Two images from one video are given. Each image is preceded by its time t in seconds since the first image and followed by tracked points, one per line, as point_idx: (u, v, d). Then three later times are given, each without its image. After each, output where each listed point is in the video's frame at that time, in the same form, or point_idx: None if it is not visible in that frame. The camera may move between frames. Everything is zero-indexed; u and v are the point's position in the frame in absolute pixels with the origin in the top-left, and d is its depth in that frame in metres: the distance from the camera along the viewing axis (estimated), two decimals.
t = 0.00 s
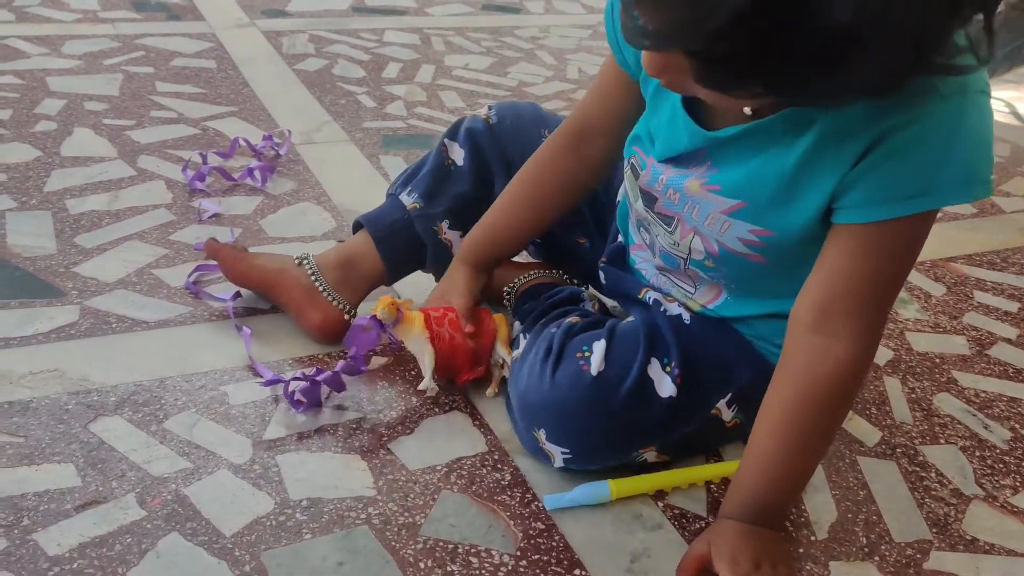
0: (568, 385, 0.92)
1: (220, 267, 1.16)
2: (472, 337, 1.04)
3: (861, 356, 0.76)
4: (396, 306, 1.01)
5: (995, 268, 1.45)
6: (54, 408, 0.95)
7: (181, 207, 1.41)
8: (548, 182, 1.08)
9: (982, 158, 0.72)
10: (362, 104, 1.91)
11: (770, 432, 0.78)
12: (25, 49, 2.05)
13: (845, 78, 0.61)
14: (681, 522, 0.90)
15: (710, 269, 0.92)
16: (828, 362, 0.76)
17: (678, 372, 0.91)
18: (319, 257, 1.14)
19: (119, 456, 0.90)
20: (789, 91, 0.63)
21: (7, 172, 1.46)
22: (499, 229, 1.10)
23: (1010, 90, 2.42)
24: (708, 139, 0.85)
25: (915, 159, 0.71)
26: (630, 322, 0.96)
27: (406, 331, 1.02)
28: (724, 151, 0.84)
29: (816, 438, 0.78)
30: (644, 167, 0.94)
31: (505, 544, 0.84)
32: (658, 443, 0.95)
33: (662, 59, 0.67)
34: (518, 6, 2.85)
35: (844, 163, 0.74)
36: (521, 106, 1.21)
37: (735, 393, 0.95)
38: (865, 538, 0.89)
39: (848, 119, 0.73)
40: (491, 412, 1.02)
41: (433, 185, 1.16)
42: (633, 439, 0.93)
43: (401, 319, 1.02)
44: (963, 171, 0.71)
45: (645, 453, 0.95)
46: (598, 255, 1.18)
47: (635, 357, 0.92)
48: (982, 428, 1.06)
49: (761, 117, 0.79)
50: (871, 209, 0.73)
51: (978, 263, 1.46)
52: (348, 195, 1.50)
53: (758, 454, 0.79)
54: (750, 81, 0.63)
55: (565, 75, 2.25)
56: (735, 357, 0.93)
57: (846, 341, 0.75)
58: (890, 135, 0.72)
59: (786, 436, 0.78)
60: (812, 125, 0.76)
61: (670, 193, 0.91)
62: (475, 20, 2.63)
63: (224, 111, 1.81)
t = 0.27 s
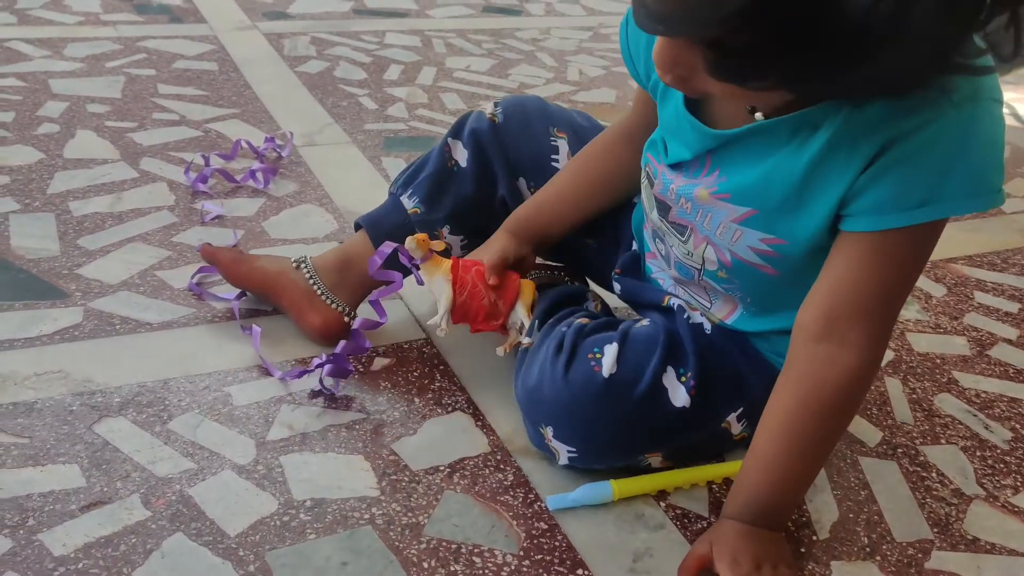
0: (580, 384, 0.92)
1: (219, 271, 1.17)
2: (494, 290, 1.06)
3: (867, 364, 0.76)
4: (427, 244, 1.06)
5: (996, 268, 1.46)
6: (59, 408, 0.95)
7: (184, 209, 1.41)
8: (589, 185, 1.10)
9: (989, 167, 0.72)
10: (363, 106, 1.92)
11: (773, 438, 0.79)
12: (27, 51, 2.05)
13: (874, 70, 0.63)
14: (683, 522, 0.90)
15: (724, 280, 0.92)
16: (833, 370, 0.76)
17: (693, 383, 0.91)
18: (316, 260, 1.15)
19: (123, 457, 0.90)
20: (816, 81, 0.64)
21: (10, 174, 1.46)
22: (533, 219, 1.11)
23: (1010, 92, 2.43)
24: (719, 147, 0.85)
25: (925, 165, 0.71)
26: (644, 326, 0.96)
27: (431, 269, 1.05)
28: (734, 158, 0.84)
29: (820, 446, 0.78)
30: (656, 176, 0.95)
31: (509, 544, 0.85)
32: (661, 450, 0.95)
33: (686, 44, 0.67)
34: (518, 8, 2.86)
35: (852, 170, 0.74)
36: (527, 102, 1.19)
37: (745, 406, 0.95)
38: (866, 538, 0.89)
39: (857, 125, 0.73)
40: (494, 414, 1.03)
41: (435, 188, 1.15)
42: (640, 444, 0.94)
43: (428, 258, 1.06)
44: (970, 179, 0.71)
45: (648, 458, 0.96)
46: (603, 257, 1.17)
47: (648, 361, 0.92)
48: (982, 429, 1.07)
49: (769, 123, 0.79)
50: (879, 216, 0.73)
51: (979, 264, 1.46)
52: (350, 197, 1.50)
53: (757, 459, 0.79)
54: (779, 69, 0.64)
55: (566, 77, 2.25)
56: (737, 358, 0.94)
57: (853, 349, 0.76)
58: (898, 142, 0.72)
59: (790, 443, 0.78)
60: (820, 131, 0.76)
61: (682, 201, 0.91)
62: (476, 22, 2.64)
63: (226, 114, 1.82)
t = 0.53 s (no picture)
0: (583, 392, 0.93)
1: (223, 275, 1.18)
2: (513, 257, 1.03)
3: (868, 373, 0.75)
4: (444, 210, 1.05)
5: (998, 272, 1.46)
6: (65, 414, 0.96)
7: (188, 214, 1.41)
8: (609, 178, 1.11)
9: (984, 178, 0.71)
10: (366, 110, 1.92)
11: (773, 448, 0.78)
12: (30, 56, 2.06)
13: (837, 79, 0.62)
14: (688, 526, 0.91)
15: (727, 291, 0.92)
16: (832, 381, 0.76)
17: (699, 395, 0.92)
18: (323, 264, 1.15)
19: (129, 462, 0.90)
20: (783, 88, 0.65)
21: (15, 179, 1.47)
22: (543, 213, 1.11)
23: (1011, 95, 2.43)
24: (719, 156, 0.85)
25: (918, 174, 0.70)
26: (651, 333, 0.96)
27: (449, 235, 1.04)
28: (734, 168, 0.84)
29: (822, 455, 0.78)
30: (662, 185, 0.95)
31: (514, 548, 0.85)
32: (664, 457, 0.95)
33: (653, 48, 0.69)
34: (519, 11, 2.86)
35: (847, 180, 0.74)
36: (537, 109, 1.19)
37: (750, 420, 0.96)
38: (871, 542, 0.89)
39: (852, 135, 0.73)
40: (499, 418, 1.03)
41: (445, 198, 1.16)
42: (645, 452, 0.94)
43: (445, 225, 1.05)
44: (964, 191, 0.70)
45: (650, 465, 0.96)
46: (612, 265, 1.17)
47: (652, 370, 0.92)
48: (986, 433, 1.07)
49: (767, 132, 0.79)
50: (871, 228, 0.72)
51: (981, 268, 1.46)
52: (354, 201, 1.51)
53: (758, 467, 0.79)
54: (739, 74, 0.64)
55: (568, 80, 2.25)
56: (741, 364, 0.94)
57: (853, 358, 0.75)
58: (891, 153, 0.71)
59: (789, 452, 0.78)
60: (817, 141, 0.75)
61: (684, 211, 0.91)
62: (477, 26, 2.64)
63: (230, 118, 1.82)
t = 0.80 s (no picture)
0: (584, 398, 0.92)
1: (226, 281, 1.18)
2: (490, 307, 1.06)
3: (866, 378, 0.75)
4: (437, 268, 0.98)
5: (1001, 276, 1.46)
6: (67, 419, 0.96)
7: (190, 219, 1.41)
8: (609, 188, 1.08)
9: (981, 178, 0.70)
10: (368, 115, 1.92)
11: (773, 452, 0.78)
12: (33, 62, 2.06)
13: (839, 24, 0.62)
14: (691, 532, 0.90)
15: (721, 300, 0.91)
16: (831, 385, 0.75)
17: (700, 401, 0.92)
18: (325, 269, 1.15)
19: (131, 467, 0.90)
20: (784, 34, 0.64)
21: (17, 185, 1.47)
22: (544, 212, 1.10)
23: (1013, 99, 2.43)
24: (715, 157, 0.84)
25: (916, 170, 0.70)
26: (652, 339, 0.96)
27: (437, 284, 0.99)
28: (730, 169, 0.83)
29: (821, 460, 0.78)
30: (657, 189, 0.93)
31: (517, 554, 0.85)
32: (667, 463, 0.95)
33: None
34: (521, 17, 2.86)
35: (845, 178, 0.73)
36: (539, 113, 1.19)
37: (752, 425, 0.95)
38: (875, 548, 0.89)
39: (850, 135, 0.73)
40: (501, 423, 1.03)
41: (447, 203, 1.16)
42: (646, 457, 0.94)
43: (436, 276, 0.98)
44: (961, 189, 0.69)
45: (652, 471, 0.95)
46: (614, 270, 1.17)
47: (653, 375, 0.92)
48: (990, 437, 1.07)
49: (764, 131, 0.79)
50: (868, 227, 0.71)
51: (984, 272, 1.46)
52: (356, 206, 1.51)
53: (759, 472, 0.79)
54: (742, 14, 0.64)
55: (570, 85, 2.26)
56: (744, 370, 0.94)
57: (851, 364, 0.74)
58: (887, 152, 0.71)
59: (788, 457, 0.77)
60: (814, 141, 0.76)
61: (681, 215, 0.90)
62: (479, 31, 2.65)
63: (232, 123, 1.82)
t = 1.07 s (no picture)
0: (585, 402, 0.92)
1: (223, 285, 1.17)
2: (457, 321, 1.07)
3: (867, 383, 0.75)
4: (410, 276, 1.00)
5: (1002, 279, 1.46)
6: (68, 422, 0.96)
7: (190, 222, 1.41)
8: (612, 202, 1.07)
9: (982, 180, 0.69)
10: (368, 118, 1.93)
11: (773, 458, 0.78)
12: (34, 64, 2.06)
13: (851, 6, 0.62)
14: (692, 535, 0.90)
15: (723, 309, 0.91)
16: (833, 389, 0.75)
17: (702, 403, 0.92)
18: (324, 272, 1.15)
19: (132, 471, 0.90)
20: (797, 17, 0.64)
21: (18, 188, 1.47)
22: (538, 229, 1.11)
23: (1014, 101, 2.43)
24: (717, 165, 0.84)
25: (914, 174, 0.70)
26: (653, 341, 0.96)
27: (409, 296, 1.01)
28: (731, 176, 0.83)
29: (822, 463, 0.78)
30: (657, 198, 0.93)
31: (518, 557, 0.85)
32: (668, 467, 0.95)
33: None
34: (521, 19, 2.87)
35: (846, 186, 0.74)
36: (537, 112, 1.18)
37: (753, 429, 0.96)
38: (876, 551, 0.89)
39: (849, 141, 0.74)
40: (502, 426, 1.03)
41: (444, 203, 1.16)
42: (647, 461, 0.94)
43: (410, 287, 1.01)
44: (963, 189, 0.69)
45: (653, 475, 0.96)
46: (613, 272, 1.17)
47: (654, 380, 0.92)
48: (991, 440, 1.07)
49: (765, 138, 0.79)
50: (869, 230, 0.71)
51: (985, 275, 1.46)
52: (357, 209, 1.51)
53: (760, 476, 0.79)
54: None
55: (570, 87, 2.26)
56: (745, 374, 0.94)
57: (852, 370, 0.74)
58: (885, 155, 0.71)
59: (789, 462, 0.78)
60: (814, 148, 0.76)
61: (683, 223, 0.90)
62: (479, 33, 2.65)
63: (232, 126, 1.83)
